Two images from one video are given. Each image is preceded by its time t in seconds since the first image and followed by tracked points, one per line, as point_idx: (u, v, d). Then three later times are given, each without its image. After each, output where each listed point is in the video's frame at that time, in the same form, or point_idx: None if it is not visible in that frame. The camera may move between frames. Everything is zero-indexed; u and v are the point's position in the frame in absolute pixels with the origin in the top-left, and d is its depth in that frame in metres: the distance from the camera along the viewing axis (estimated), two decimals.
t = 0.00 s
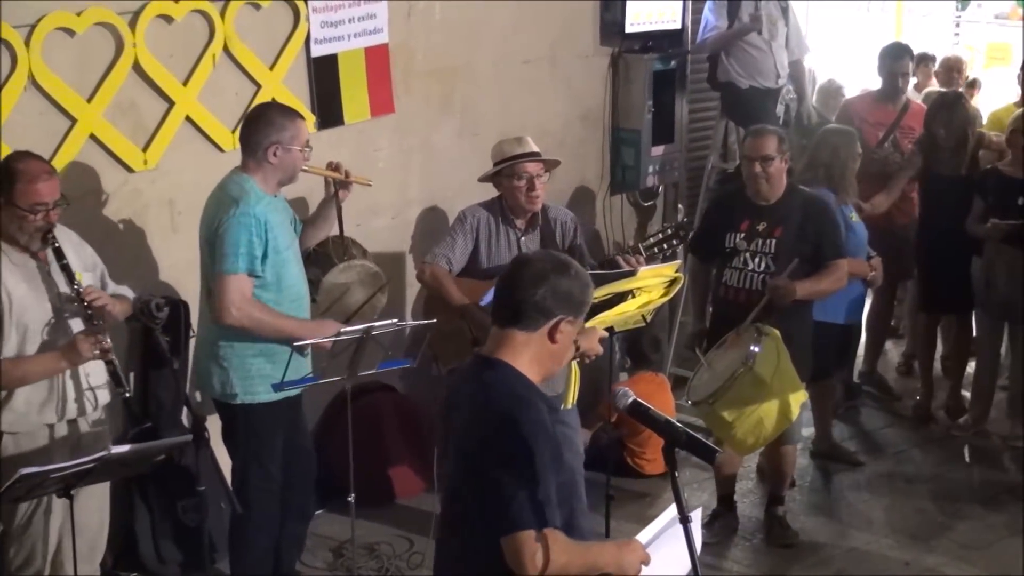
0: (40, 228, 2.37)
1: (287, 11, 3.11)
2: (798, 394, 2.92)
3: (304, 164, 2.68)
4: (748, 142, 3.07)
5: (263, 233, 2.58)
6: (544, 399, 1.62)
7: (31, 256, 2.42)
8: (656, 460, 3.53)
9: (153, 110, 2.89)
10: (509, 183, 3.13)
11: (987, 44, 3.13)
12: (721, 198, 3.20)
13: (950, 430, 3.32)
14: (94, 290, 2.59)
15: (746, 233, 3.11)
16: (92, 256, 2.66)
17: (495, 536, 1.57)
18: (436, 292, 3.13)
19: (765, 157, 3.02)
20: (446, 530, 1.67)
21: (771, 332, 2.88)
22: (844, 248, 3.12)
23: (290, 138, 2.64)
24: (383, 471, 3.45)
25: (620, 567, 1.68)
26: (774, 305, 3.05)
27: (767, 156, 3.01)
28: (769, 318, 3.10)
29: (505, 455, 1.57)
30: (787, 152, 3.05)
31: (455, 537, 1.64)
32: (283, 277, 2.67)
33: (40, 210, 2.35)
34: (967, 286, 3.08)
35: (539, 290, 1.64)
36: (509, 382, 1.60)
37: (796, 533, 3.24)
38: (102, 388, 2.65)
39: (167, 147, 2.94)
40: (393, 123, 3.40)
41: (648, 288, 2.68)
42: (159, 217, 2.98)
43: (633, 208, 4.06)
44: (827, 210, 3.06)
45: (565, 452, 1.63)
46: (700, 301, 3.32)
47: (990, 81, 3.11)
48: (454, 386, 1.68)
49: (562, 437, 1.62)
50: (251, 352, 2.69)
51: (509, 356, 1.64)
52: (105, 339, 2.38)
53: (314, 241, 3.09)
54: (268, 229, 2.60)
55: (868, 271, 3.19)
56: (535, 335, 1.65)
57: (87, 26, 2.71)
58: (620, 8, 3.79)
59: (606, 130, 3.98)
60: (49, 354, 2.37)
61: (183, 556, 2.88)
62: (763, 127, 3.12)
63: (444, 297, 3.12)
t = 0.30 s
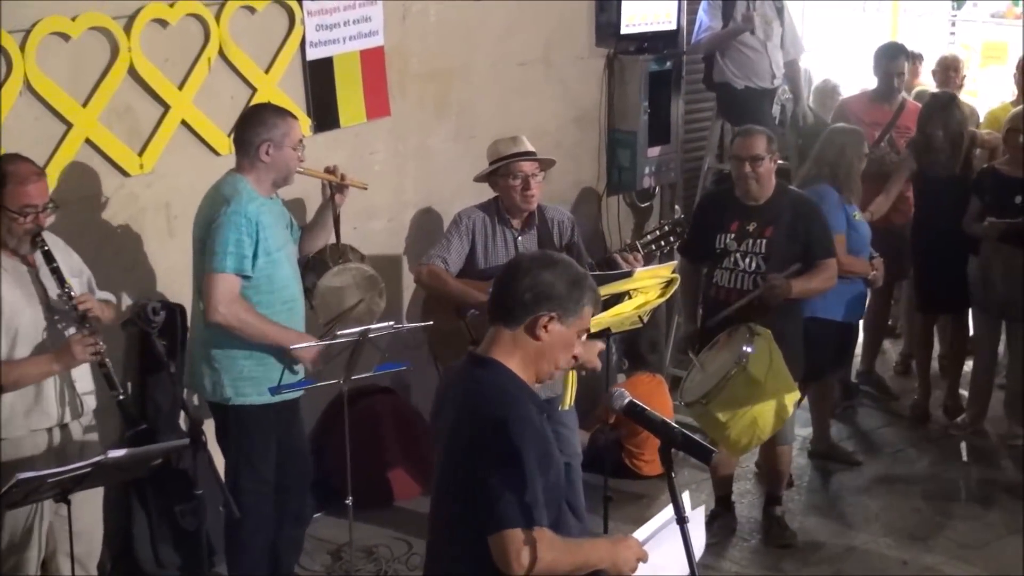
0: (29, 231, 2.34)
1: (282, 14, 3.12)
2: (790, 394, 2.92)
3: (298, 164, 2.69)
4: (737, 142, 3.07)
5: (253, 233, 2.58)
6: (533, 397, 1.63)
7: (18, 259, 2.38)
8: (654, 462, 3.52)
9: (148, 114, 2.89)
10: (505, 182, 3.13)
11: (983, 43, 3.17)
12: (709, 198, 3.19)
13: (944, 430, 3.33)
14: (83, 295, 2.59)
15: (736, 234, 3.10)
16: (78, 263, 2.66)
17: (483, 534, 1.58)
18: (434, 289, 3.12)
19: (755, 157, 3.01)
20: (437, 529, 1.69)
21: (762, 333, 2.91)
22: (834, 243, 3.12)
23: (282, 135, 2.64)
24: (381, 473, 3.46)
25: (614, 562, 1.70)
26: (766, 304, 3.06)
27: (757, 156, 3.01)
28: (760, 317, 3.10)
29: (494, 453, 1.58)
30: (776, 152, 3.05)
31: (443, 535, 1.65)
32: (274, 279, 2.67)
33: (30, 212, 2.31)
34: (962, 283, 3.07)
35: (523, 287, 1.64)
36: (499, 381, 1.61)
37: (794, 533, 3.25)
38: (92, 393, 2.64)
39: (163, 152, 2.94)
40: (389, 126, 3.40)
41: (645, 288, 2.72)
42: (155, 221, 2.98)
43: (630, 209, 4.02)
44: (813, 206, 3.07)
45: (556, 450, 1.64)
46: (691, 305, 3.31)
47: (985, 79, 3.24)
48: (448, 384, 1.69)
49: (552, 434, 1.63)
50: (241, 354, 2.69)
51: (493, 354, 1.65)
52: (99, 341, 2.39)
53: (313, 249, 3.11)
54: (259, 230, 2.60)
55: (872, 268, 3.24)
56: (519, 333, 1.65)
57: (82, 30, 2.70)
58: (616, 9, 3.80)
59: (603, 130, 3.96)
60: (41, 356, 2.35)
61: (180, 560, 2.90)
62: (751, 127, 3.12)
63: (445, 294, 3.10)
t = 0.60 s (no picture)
0: (24, 236, 2.34)
1: (282, 16, 3.13)
2: (787, 396, 2.95)
3: (297, 167, 2.75)
4: (732, 144, 3.10)
5: (248, 234, 2.66)
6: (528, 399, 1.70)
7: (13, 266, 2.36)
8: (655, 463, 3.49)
9: (148, 117, 2.90)
10: (507, 188, 3.14)
11: (983, 44, 3.19)
12: (701, 202, 3.21)
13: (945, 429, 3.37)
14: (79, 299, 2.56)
15: (730, 236, 3.14)
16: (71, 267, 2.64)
17: (478, 534, 1.65)
18: (434, 293, 3.12)
19: (748, 158, 3.04)
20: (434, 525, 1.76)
21: (757, 333, 2.96)
22: (827, 245, 3.17)
23: (279, 137, 2.70)
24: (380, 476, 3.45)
25: (611, 559, 1.76)
26: (762, 306, 3.13)
27: (751, 157, 3.04)
28: (755, 319, 3.14)
29: (490, 456, 1.65)
30: (770, 153, 3.09)
31: (442, 535, 1.72)
32: (270, 280, 2.75)
33: (27, 217, 2.33)
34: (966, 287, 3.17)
35: (519, 290, 1.74)
36: (495, 382, 1.69)
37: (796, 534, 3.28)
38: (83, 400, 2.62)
39: (163, 154, 2.95)
40: (387, 128, 3.40)
41: (645, 291, 2.72)
42: (155, 225, 2.97)
43: (630, 212, 3.94)
44: (805, 209, 3.12)
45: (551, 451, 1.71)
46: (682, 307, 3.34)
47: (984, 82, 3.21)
48: (450, 386, 1.77)
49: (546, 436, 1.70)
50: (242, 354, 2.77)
51: (493, 356, 1.73)
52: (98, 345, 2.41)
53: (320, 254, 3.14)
54: (251, 230, 2.68)
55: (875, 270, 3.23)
56: (517, 335, 1.74)
57: (81, 32, 2.69)
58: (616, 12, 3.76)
59: (604, 131, 3.98)
60: (40, 361, 2.35)
61: (183, 562, 2.83)
62: (745, 129, 3.15)
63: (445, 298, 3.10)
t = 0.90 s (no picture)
0: (27, 244, 2.26)
1: (286, 15, 3.12)
2: (788, 396, 2.96)
3: (303, 165, 2.76)
4: (730, 144, 3.14)
5: (242, 228, 2.68)
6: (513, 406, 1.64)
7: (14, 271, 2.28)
8: (658, 464, 3.52)
9: (152, 115, 2.89)
10: (510, 187, 3.13)
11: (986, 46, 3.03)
12: (699, 202, 3.22)
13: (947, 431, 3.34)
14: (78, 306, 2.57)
15: (728, 235, 3.14)
16: (67, 267, 2.62)
17: (465, 545, 1.61)
18: (437, 293, 3.10)
19: (746, 158, 3.08)
20: (422, 543, 1.70)
21: (755, 333, 2.95)
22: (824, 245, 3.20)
23: (283, 133, 2.71)
24: (382, 476, 3.44)
25: (607, 555, 1.73)
26: (761, 304, 3.11)
27: (748, 157, 3.08)
28: (757, 320, 3.13)
29: (473, 465, 1.60)
30: (767, 153, 3.13)
31: (428, 547, 1.68)
32: (268, 276, 2.76)
33: (30, 224, 2.26)
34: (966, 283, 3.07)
35: (504, 294, 1.67)
36: (478, 391, 1.63)
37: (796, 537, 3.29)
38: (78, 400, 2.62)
39: (166, 153, 2.94)
40: (390, 128, 3.40)
41: (648, 291, 2.74)
42: (159, 224, 2.98)
43: (634, 213, 3.89)
44: (805, 209, 3.15)
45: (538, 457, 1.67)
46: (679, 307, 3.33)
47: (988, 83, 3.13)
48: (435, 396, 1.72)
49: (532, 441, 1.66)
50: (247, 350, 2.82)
51: (476, 365, 1.67)
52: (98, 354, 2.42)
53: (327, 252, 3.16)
54: (246, 224, 2.70)
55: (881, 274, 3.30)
56: (501, 343, 1.67)
57: (86, 30, 2.68)
58: (618, 11, 3.75)
59: (606, 132, 3.93)
60: (41, 368, 2.33)
61: (191, 557, 2.90)
62: (743, 129, 3.19)
63: (447, 297, 3.09)
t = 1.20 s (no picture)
0: (25, 237, 2.31)
1: (287, 16, 3.12)
2: (784, 397, 2.95)
3: (306, 161, 2.80)
4: (723, 145, 3.14)
5: (241, 221, 2.75)
6: (476, 422, 1.61)
7: (14, 265, 2.36)
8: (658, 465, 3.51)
9: (153, 115, 2.89)
10: (508, 187, 3.13)
11: (987, 46, 3.06)
12: (692, 202, 3.23)
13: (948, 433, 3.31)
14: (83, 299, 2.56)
15: (722, 236, 3.15)
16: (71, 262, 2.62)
17: (434, 567, 1.58)
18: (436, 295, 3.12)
19: (740, 158, 3.09)
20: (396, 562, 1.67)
21: (751, 333, 2.97)
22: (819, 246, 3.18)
23: (284, 129, 2.75)
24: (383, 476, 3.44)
25: (585, 566, 1.67)
26: (758, 303, 3.11)
27: (741, 157, 3.09)
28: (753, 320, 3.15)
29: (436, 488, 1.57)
30: (760, 154, 3.13)
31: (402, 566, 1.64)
32: (265, 270, 2.82)
33: (27, 218, 2.30)
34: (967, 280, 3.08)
35: (465, 305, 1.65)
36: (439, 412, 1.60)
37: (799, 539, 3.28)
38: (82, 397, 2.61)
39: (167, 153, 2.94)
40: (392, 128, 3.40)
41: (649, 291, 2.73)
42: (161, 224, 2.97)
43: (634, 212, 3.85)
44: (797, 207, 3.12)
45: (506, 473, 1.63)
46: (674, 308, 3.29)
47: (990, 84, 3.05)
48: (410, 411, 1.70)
49: (498, 457, 1.62)
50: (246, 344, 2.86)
51: (442, 382, 1.65)
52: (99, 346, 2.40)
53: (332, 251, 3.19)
54: (246, 216, 2.76)
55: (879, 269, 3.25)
56: (464, 356, 1.64)
57: (87, 30, 2.69)
58: (619, 12, 3.74)
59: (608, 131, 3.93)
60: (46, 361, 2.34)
61: (192, 558, 2.88)
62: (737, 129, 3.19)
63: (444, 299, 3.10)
